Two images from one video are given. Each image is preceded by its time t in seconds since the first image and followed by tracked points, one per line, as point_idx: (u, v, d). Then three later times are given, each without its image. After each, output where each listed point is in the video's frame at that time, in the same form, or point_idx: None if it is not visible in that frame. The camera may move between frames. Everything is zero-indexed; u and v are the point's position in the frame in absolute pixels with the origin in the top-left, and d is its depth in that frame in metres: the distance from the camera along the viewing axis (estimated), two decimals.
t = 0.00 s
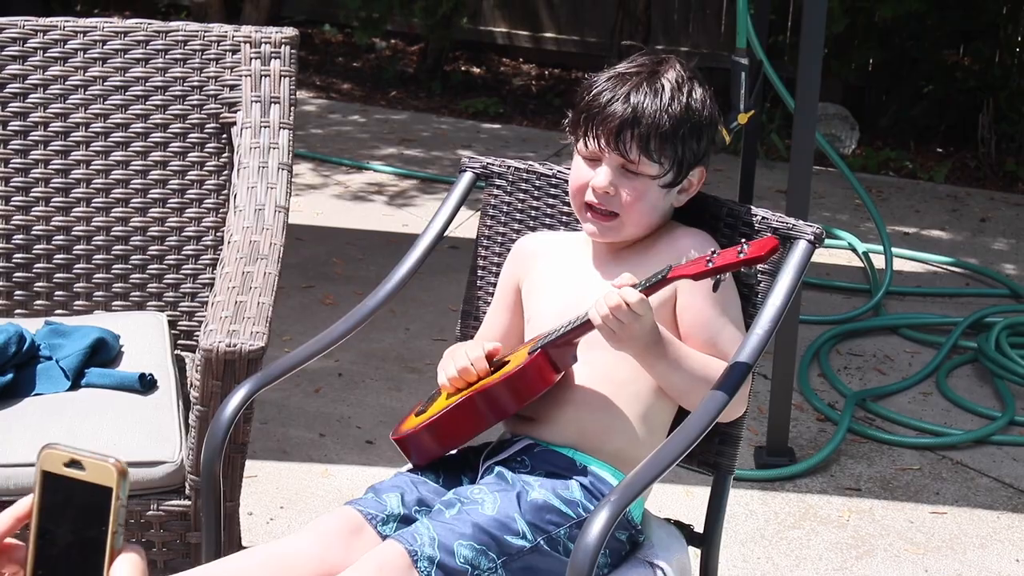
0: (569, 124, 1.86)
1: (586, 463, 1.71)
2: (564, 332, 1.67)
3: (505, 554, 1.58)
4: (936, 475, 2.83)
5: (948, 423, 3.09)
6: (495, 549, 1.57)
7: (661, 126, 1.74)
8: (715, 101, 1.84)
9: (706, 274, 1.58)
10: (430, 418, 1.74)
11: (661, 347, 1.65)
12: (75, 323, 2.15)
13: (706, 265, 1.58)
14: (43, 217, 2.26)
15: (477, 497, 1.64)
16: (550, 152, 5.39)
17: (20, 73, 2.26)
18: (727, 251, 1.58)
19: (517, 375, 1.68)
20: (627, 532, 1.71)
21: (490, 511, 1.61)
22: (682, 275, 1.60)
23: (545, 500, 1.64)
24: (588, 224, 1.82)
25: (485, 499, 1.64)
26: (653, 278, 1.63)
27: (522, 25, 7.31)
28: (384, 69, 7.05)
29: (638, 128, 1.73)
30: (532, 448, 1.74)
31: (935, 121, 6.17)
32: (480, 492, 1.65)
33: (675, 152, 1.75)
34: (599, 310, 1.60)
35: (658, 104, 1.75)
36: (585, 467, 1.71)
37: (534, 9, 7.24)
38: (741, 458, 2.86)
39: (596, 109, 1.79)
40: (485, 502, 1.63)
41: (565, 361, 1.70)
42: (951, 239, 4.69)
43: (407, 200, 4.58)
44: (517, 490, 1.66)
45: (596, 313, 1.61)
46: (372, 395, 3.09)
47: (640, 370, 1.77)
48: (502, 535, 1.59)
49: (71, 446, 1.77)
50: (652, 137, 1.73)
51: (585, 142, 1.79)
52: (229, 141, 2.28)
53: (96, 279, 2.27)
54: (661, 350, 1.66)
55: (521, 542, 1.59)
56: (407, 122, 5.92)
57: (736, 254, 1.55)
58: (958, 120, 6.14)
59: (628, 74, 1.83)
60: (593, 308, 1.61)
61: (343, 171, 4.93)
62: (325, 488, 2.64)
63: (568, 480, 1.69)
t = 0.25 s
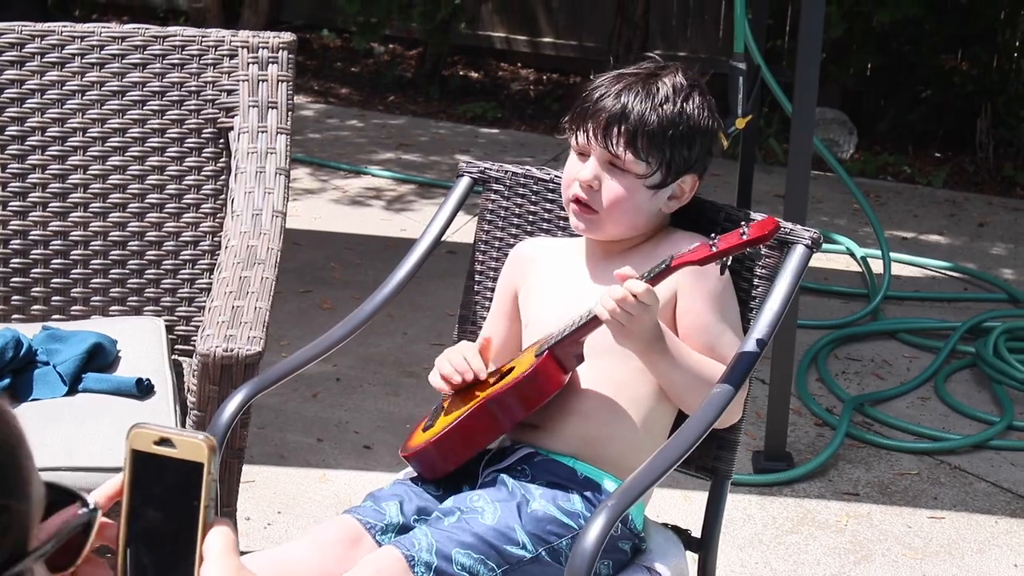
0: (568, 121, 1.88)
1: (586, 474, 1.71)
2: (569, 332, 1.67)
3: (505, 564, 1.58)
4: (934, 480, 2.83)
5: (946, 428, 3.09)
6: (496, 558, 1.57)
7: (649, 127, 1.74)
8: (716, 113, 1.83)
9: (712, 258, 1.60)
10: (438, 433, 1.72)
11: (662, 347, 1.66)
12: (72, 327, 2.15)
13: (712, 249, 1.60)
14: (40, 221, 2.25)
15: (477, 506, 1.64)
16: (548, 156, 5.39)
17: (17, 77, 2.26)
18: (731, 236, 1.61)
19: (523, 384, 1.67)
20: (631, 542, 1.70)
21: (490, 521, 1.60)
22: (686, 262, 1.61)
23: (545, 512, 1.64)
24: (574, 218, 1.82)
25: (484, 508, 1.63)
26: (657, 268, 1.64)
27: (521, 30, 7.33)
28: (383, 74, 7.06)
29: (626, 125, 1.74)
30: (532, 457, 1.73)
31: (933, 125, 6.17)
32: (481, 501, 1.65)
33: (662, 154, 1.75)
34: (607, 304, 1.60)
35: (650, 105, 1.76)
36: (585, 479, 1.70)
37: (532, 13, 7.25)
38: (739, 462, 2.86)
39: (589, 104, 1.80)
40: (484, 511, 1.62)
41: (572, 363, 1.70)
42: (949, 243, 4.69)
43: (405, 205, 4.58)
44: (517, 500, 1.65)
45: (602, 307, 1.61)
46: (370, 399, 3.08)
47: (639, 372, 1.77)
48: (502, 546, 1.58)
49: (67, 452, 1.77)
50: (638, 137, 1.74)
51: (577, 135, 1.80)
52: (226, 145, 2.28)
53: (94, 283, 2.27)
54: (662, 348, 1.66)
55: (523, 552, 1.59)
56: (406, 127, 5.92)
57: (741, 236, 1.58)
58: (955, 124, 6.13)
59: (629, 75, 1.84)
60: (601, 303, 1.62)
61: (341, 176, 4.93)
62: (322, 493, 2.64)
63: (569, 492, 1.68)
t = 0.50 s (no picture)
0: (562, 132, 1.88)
1: (582, 480, 1.71)
2: (578, 344, 1.66)
3: (503, 562, 1.56)
4: (930, 486, 2.83)
5: (943, 435, 3.09)
6: (493, 557, 1.55)
7: (634, 133, 1.74)
8: (706, 118, 1.81)
9: (722, 267, 1.57)
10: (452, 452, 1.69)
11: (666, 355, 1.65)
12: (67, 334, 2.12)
13: (721, 258, 1.56)
14: (36, 228, 2.23)
15: (475, 507, 1.63)
16: (545, 162, 5.39)
17: (13, 84, 2.24)
18: (738, 240, 1.57)
19: (540, 401, 1.66)
20: (626, 549, 1.70)
21: (487, 520, 1.60)
22: (697, 270, 1.58)
23: (542, 515, 1.63)
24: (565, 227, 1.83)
25: (482, 509, 1.62)
26: (664, 276, 1.63)
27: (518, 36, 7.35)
28: (380, 80, 7.06)
29: (610, 133, 1.74)
30: (528, 464, 1.73)
31: (930, 131, 6.16)
32: (479, 502, 1.64)
33: (648, 160, 1.74)
34: (619, 315, 1.60)
35: (633, 112, 1.75)
36: (582, 485, 1.70)
37: (529, 19, 7.28)
38: (735, 469, 2.85)
39: (578, 114, 1.81)
40: (482, 511, 1.62)
41: (581, 371, 1.70)
42: (946, 250, 4.69)
43: (401, 211, 4.58)
44: (515, 502, 1.64)
45: (613, 319, 1.60)
46: (366, 406, 3.08)
47: (637, 383, 1.76)
48: (500, 545, 1.57)
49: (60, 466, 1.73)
50: (623, 143, 1.74)
51: (567, 145, 1.81)
52: (222, 152, 2.25)
53: (89, 291, 2.24)
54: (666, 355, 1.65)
55: (520, 552, 1.57)
56: (402, 133, 5.92)
57: (750, 244, 1.55)
58: (952, 131, 6.14)
59: (618, 83, 1.84)
60: (611, 313, 1.61)
61: (338, 182, 4.92)
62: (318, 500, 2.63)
63: (565, 498, 1.68)
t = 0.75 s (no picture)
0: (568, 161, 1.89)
1: (578, 485, 1.71)
2: (585, 352, 1.62)
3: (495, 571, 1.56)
4: (926, 489, 2.83)
5: (939, 437, 3.09)
6: (486, 566, 1.56)
7: (619, 144, 1.72)
8: (699, 112, 1.78)
9: (722, 265, 1.61)
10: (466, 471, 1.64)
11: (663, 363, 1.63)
12: (60, 342, 2.10)
13: (720, 255, 1.61)
14: (29, 237, 2.22)
15: (471, 517, 1.63)
16: (539, 167, 5.39)
17: (5, 92, 2.20)
18: (736, 236, 1.62)
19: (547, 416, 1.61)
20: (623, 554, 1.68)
21: (482, 529, 1.59)
22: (697, 271, 1.62)
23: (537, 521, 1.63)
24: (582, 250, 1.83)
25: (478, 519, 1.62)
26: (664, 281, 1.65)
27: (512, 41, 7.37)
28: (374, 85, 7.07)
29: (598, 149, 1.74)
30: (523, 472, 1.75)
31: (924, 134, 6.18)
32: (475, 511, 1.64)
33: (642, 166, 1.72)
34: (619, 320, 1.56)
35: (619, 122, 1.74)
36: (578, 490, 1.70)
37: (523, 24, 7.31)
38: (731, 473, 2.85)
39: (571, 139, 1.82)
40: (477, 521, 1.62)
41: (586, 380, 1.65)
42: (940, 252, 4.70)
43: (396, 216, 4.58)
44: (511, 509, 1.64)
45: (614, 324, 1.57)
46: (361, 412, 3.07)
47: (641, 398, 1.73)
48: (494, 554, 1.57)
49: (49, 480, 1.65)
50: (610, 157, 1.73)
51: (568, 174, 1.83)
52: (215, 159, 2.23)
53: (83, 299, 2.23)
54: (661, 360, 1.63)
55: (513, 560, 1.57)
56: (396, 138, 5.92)
57: (748, 239, 1.60)
58: (947, 134, 6.13)
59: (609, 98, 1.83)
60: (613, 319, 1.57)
61: (332, 188, 4.93)
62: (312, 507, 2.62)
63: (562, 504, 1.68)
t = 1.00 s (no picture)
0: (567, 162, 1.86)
1: (563, 493, 1.69)
2: (573, 342, 1.63)
3: None
4: (916, 495, 2.83)
5: (929, 443, 3.09)
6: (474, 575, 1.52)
7: (619, 154, 1.68)
8: (705, 135, 1.74)
9: (707, 260, 1.59)
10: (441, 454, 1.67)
11: (650, 368, 1.63)
12: (48, 352, 2.09)
13: (706, 249, 1.59)
14: (16, 247, 2.21)
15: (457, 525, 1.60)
16: (530, 175, 5.40)
17: None
18: (724, 234, 1.61)
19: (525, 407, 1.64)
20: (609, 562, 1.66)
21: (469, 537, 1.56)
22: (683, 265, 1.60)
23: (522, 529, 1.61)
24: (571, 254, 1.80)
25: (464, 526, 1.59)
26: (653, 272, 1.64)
27: (504, 49, 7.39)
28: (365, 94, 7.07)
29: (597, 157, 1.70)
30: (508, 478, 1.72)
31: (915, 139, 6.19)
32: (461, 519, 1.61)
33: (638, 183, 1.69)
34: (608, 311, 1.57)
35: (622, 133, 1.70)
36: (563, 498, 1.68)
37: (515, 32, 7.33)
38: (720, 479, 2.85)
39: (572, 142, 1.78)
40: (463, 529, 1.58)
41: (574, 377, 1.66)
42: (931, 257, 4.71)
43: (387, 225, 4.58)
44: (497, 518, 1.61)
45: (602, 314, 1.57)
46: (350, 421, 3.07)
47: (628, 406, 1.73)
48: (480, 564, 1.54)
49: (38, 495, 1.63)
50: (609, 166, 1.69)
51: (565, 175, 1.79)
52: (202, 169, 2.20)
53: (71, 308, 2.23)
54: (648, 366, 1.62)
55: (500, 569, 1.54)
56: (388, 147, 5.93)
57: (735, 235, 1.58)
58: (937, 138, 6.18)
59: (618, 105, 1.78)
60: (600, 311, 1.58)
61: (323, 196, 4.92)
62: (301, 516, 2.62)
63: (547, 513, 1.67)
